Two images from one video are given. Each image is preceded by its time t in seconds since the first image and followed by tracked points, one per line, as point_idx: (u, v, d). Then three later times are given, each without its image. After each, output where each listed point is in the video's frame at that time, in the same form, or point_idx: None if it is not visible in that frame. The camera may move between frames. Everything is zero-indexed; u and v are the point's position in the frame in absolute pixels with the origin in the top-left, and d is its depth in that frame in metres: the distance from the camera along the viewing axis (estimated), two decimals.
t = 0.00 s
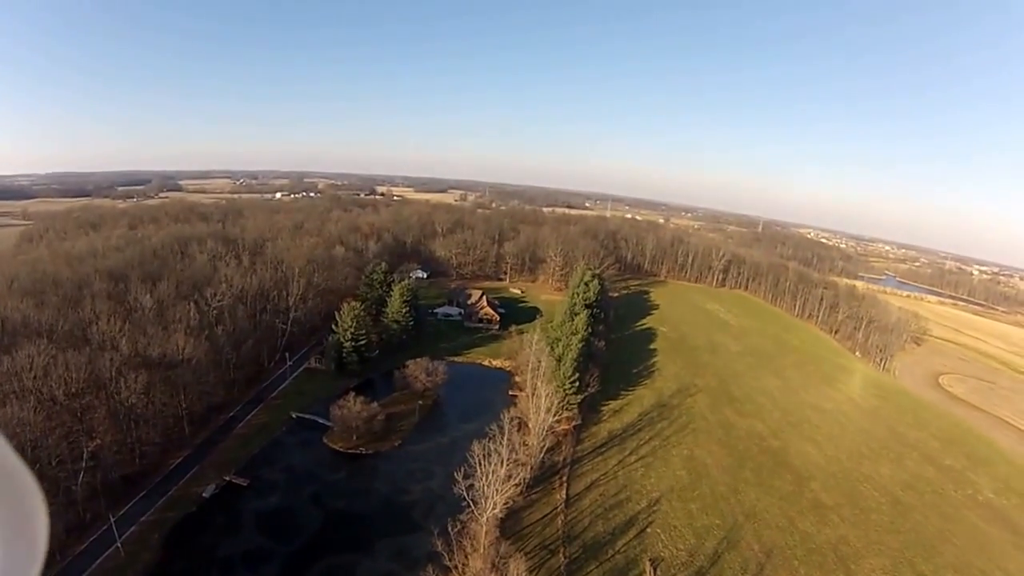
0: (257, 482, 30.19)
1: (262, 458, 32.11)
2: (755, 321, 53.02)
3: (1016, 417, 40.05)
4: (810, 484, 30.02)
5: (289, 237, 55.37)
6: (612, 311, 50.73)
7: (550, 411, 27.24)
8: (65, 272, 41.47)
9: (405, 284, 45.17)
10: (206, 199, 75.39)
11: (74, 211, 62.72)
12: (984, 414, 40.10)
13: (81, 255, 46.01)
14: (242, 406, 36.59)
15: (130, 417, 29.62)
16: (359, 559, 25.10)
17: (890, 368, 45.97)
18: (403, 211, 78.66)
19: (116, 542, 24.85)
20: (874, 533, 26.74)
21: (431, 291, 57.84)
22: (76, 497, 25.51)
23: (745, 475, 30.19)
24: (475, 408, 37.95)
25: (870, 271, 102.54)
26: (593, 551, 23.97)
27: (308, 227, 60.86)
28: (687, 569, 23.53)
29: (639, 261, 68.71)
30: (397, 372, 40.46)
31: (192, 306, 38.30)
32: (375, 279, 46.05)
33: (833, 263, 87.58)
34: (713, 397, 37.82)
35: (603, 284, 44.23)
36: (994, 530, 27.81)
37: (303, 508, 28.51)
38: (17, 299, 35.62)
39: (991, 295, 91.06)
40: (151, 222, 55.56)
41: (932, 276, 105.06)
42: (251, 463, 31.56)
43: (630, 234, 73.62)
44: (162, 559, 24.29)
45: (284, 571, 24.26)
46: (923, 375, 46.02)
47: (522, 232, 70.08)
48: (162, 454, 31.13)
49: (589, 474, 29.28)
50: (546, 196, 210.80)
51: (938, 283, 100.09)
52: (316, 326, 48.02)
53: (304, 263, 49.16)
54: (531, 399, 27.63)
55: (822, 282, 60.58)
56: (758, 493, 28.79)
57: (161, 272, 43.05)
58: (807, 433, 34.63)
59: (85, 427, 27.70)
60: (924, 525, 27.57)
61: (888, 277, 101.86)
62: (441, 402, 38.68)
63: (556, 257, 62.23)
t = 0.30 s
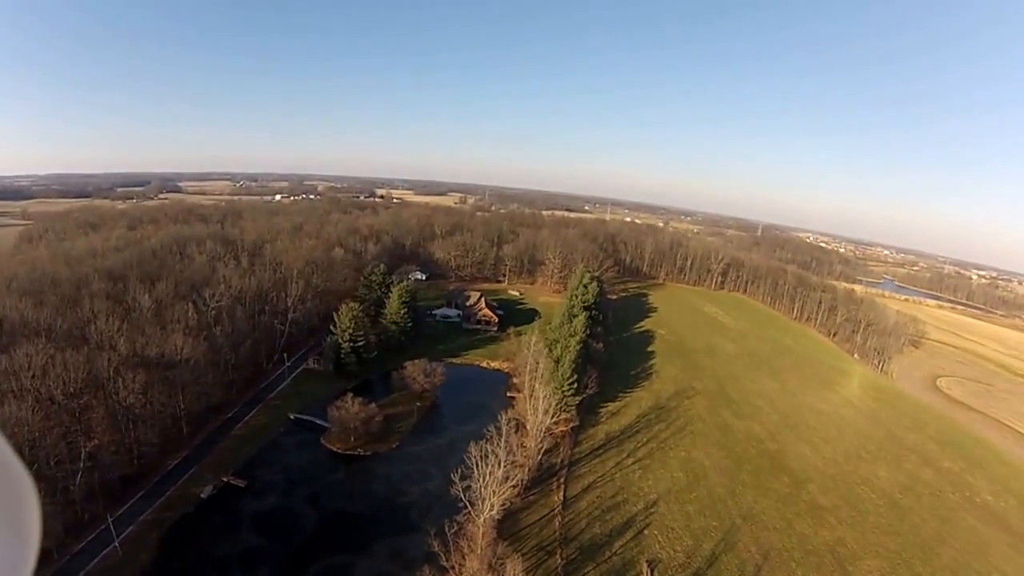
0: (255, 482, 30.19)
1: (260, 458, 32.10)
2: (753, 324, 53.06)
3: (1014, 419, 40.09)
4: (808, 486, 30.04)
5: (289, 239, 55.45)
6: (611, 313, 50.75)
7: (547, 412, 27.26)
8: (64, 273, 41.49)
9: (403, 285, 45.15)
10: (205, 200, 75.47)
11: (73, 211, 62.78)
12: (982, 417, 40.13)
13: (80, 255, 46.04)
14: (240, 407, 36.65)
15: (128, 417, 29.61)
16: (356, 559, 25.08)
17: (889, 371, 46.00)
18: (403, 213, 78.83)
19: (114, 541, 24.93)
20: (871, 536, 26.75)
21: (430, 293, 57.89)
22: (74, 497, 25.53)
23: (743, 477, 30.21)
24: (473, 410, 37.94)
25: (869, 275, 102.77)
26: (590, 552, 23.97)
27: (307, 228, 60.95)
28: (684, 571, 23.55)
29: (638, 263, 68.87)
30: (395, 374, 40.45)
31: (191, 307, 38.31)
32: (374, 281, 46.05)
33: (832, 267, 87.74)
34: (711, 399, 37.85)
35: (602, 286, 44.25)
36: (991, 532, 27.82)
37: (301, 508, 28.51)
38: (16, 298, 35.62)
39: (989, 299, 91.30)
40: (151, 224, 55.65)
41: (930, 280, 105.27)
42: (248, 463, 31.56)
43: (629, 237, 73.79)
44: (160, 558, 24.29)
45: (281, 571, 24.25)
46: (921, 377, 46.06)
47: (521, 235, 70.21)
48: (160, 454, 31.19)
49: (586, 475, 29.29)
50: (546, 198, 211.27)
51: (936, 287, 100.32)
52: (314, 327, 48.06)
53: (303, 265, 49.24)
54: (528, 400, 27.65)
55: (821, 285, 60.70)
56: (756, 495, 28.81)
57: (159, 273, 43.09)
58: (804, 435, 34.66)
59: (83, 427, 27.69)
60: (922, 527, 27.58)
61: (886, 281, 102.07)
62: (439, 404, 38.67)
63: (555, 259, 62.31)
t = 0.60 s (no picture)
0: (252, 479, 30.07)
1: (258, 455, 31.98)
2: (753, 322, 53.00)
3: (1012, 421, 40.04)
4: (807, 485, 29.94)
5: (288, 237, 55.40)
6: (611, 311, 50.65)
7: (546, 408, 27.16)
8: (63, 271, 41.46)
9: (403, 282, 45.02)
10: (206, 199, 75.49)
11: (73, 211, 62.84)
12: (981, 418, 40.07)
13: (80, 254, 46.02)
14: (239, 404, 36.60)
15: (127, 414, 29.52)
16: (354, 557, 24.96)
17: (888, 371, 45.94)
18: (403, 212, 78.81)
19: (111, 539, 24.78)
20: (870, 535, 26.65)
21: (429, 290, 57.84)
22: (72, 494, 25.44)
23: (743, 476, 30.10)
24: (472, 406, 37.82)
25: (869, 275, 102.82)
26: (590, 550, 23.86)
27: (307, 226, 60.90)
28: (683, 569, 23.45)
29: (638, 262, 68.88)
30: (394, 370, 40.33)
31: (190, 304, 38.26)
32: (374, 277, 45.94)
33: (831, 267, 87.76)
34: (711, 397, 37.76)
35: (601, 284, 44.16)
36: (990, 533, 27.74)
37: (298, 506, 28.39)
38: (15, 297, 35.59)
39: (987, 301, 91.35)
40: (151, 222, 55.67)
41: (930, 281, 105.37)
42: (246, 460, 31.44)
43: (629, 236, 73.74)
44: (156, 556, 24.18)
45: (277, 569, 24.14)
46: (920, 378, 46.00)
47: (521, 233, 70.17)
48: (158, 451, 31.11)
49: (586, 472, 29.18)
50: (546, 199, 211.59)
51: (935, 289, 100.39)
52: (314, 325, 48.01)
53: (302, 263, 49.17)
54: (527, 397, 27.54)
55: (820, 285, 60.66)
56: (755, 494, 28.69)
57: (159, 271, 43.05)
58: (804, 434, 34.57)
59: (81, 424, 27.61)
60: (921, 528, 27.48)
61: (886, 282, 102.13)
62: (438, 400, 38.55)
63: (555, 257, 62.29)
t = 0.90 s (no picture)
0: (252, 475, 30.04)
1: (258, 451, 31.94)
2: (753, 320, 52.94)
3: (1011, 421, 40.01)
4: (807, 482, 29.90)
5: (288, 232, 55.35)
6: (611, 307, 50.58)
7: (546, 403, 27.11)
8: (63, 268, 41.43)
9: (403, 278, 44.89)
10: (206, 195, 75.50)
11: (73, 207, 62.84)
12: (979, 418, 39.99)
13: (80, 250, 45.99)
14: (238, 400, 36.58)
15: (126, 410, 29.49)
16: (353, 552, 24.93)
17: (887, 370, 45.75)
18: (403, 207, 78.75)
19: (111, 535, 24.75)
20: (871, 532, 26.60)
21: (429, 285, 57.80)
22: (72, 491, 25.42)
23: (743, 472, 30.05)
24: (471, 402, 37.78)
25: (868, 274, 103.04)
26: (590, 545, 23.82)
27: (307, 222, 60.86)
28: (683, 564, 23.44)
29: (638, 259, 68.87)
30: (394, 365, 40.26)
31: (189, 300, 38.20)
32: (373, 273, 45.82)
33: (832, 265, 87.69)
34: (711, 394, 37.72)
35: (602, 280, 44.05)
36: (989, 531, 27.68)
37: (298, 501, 28.36)
38: (14, 293, 35.59)
39: (987, 301, 91.41)
40: (151, 218, 55.65)
41: (929, 281, 105.47)
42: (246, 456, 31.42)
43: (629, 232, 73.70)
44: (156, 552, 24.14)
45: (277, 563, 24.11)
46: (920, 378, 45.93)
47: (521, 229, 70.11)
48: (158, 448, 31.10)
49: (585, 468, 29.14)
50: (547, 196, 211.61)
51: (935, 288, 100.50)
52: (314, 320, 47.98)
53: (302, 258, 49.13)
54: (527, 392, 27.50)
55: (820, 283, 60.63)
56: (755, 490, 28.64)
57: (159, 267, 42.99)
58: (803, 431, 34.51)
59: (81, 420, 27.60)
60: (921, 526, 27.43)
61: (886, 281, 102.06)
62: (438, 396, 38.50)
63: (555, 253, 62.22)
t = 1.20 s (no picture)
0: (251, 469, 30.01)
1: (257, 445, 31.91)
2: (753, 316, 52.91)
3: (1011, 417, 39.95)
4: (807, 477, 29.87)
5: (288, 228, 55.32)
6: (611, 302, 50.53)
7: (546, 397, 27.07)
8: (63, 264, 41.41)
9: (402, 273, 44.79)
10: (206, 192, 75.53)
11: (73, 204, 62.79)
12: (980, 415, 39.91)
13: (79, 246, 45.96)
14: (238, 394, 36.53)
15: (126, 405, 29.50)
16: (353, 547, 24.93)
17: (887, 366, 45.65)
18: (403, 203, 78.72)
19: (111, 530, 24.72)
20: (870, 528, 26.59)
21: (429, 281, 57.79)
22: (72, 486, 25.41)
23: (743, 467, 30.02)
24: (471, 397, 37.72)
25: (868, 272, 103.17)
26: (589, 540, 23.83)
27: (307, 217, 60.86)
28: (683, 560, 23.44)
29: (638, 255, 68.92)
30: (394, 360, 40.21)
31: (189, 295, 38.17)
32: (373, 268, 45.74)
33: (832, 262, 87.67)
34: (711, 388, 37.69)
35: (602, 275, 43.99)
36: (989, 528, 27.65)
37: (297, 495, 28.33)
38: (14, 289, 35.59)
39: (987, 299, 91.47)
40: (151, 215, 55.67)
41: (929, 278, 105.54)
42: (245, 450, 31.38)
43: (629, 228, 73.72)
44: (155, 547, 24.10)
45: (276, 558, 24.10)
46: (920, 374, 45.88)
47: (521, 225, 70.10)
48: (158, 443, 31.08)
49: (585, 463, 29.10)
50: (547, 193, 211.65)
51: (935, 286, 100.56)
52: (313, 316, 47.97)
53: (302, 253, 49.12)
54: (527, 386, 27.48)
55: (820, 280, 60.64)
56: (755, 485, 28.61)
57: (158, 263, 42.96)
58: (804, 427, 34.48)
59: (81, 415, 27.63)
60: (920, 522, 27.40)
61: (887, 278, 101.99)
62: (437, 390, 38.46)
63: (555, 248, 62.20)
